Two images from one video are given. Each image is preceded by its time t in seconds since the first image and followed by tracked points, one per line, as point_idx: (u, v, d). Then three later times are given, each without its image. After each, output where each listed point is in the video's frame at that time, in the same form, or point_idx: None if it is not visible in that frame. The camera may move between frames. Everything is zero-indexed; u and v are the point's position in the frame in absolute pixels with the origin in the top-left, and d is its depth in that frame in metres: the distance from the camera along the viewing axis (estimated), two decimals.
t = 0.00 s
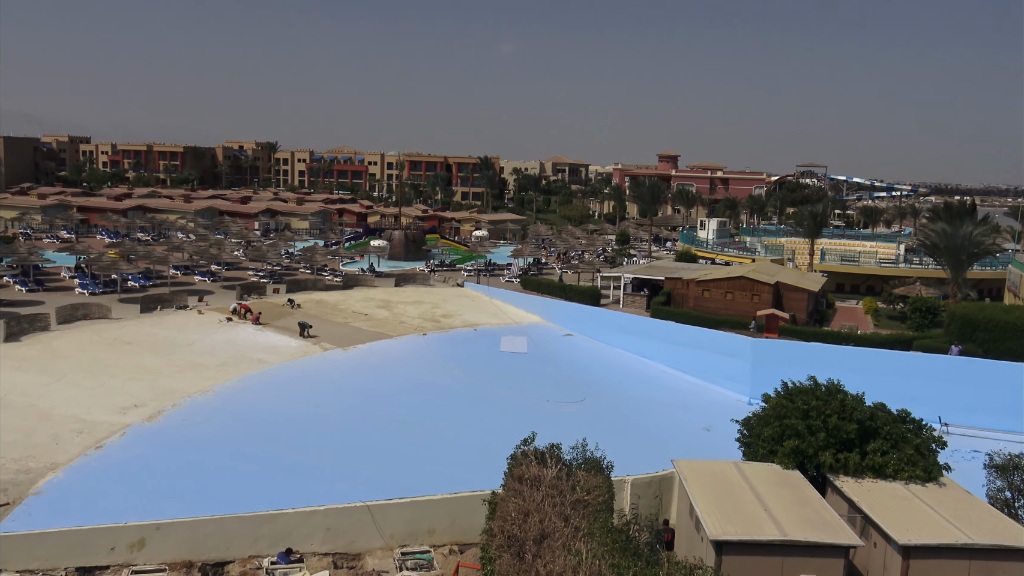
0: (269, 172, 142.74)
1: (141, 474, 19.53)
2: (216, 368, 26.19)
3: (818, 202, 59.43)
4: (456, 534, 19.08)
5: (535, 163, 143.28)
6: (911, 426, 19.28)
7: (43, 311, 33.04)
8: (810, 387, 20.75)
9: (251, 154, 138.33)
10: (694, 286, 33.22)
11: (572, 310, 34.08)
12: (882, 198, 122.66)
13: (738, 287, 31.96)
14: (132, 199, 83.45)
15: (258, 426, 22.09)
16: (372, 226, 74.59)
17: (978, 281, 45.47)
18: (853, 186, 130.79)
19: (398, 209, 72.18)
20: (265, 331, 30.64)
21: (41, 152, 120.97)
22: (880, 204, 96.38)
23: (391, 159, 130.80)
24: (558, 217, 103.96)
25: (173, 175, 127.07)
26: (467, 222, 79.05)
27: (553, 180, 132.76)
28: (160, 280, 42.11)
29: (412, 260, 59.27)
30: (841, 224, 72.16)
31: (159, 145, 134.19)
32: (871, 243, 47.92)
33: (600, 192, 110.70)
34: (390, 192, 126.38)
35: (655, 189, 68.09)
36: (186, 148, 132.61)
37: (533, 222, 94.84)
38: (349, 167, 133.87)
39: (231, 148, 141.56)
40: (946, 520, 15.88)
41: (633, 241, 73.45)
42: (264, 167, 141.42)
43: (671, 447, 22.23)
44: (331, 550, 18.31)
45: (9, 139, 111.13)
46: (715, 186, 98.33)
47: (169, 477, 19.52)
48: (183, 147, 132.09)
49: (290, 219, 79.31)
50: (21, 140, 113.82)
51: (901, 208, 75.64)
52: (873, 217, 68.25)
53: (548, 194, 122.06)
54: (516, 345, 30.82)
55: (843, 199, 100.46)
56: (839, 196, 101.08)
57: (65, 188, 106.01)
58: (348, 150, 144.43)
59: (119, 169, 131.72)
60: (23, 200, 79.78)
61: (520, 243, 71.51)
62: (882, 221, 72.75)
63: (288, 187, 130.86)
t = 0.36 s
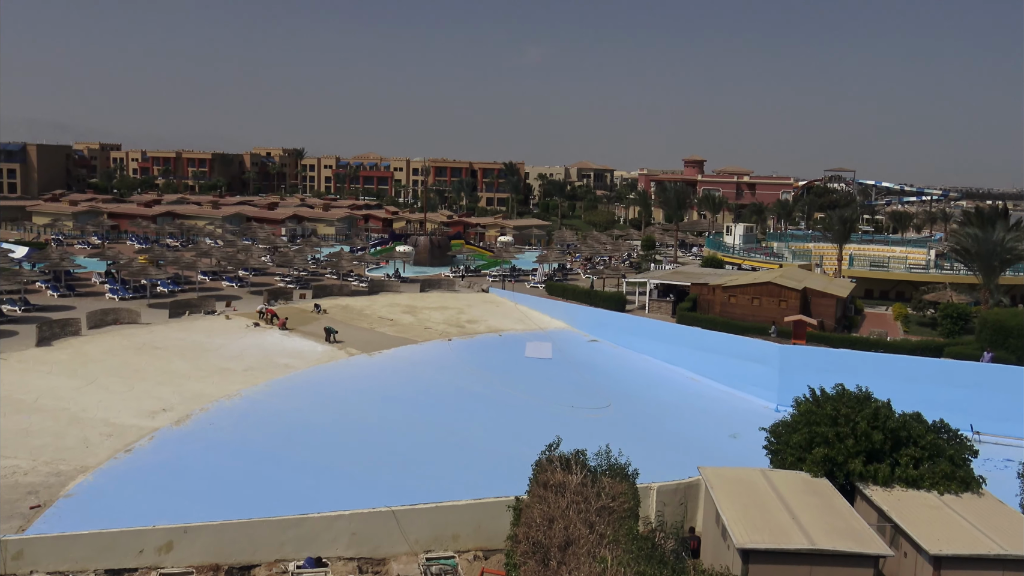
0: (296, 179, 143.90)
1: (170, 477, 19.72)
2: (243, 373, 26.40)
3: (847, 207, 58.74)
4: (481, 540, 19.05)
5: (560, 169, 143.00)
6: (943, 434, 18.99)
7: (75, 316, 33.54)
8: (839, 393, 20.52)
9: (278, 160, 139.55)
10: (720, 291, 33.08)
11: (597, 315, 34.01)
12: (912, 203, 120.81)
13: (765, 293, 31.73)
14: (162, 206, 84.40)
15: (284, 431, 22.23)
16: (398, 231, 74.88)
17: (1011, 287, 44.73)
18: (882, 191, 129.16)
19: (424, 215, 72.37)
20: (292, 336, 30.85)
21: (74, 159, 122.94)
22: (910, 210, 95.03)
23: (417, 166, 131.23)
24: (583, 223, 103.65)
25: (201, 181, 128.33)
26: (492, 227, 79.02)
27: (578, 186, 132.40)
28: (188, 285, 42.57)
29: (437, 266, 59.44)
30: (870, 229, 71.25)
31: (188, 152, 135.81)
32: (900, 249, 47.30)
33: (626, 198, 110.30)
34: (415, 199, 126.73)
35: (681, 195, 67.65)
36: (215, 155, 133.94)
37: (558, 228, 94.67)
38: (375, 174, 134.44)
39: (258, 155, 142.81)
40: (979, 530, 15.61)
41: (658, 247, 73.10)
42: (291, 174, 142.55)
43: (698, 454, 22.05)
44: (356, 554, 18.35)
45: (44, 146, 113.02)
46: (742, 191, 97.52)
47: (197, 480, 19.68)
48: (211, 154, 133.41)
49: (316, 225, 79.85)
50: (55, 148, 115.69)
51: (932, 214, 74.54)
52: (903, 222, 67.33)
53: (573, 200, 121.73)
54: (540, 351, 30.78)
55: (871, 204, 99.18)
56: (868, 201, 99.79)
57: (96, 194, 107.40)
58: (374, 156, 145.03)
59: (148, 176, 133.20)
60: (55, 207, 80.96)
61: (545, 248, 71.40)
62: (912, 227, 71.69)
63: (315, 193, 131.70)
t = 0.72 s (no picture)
0: (321, 184, 144.81)
1: (195, 479, 19.89)
2: (268, 375, 26.60)
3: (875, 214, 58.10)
4: (503, 546, 18.99)
5: (584, 175, 142.73)
6: (974, 445, 18.71)
7: (103, 318, 34.01)
8: (866, 403, 20.30)
9: (304, 165, 140.82)
10: (745, 298, 32.84)
11: (621, 321, 33.95)
12: (942, 209, 119.06)
13: (791, 300, 31.47)
14: (190, 210, 85.39)
15: (308, 434, 22.37)
16: (422, 236, 75.19)
17: None
18: (911, 198, 127.56)
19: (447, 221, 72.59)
20: (316, 340, 31.06)
21: (105, 164, 124.58)
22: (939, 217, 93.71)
23: (441, 171, 131.48)
24: (608, 228, 103.50)
25: (228, 186, 129.59)
26: (516, 233, 79.09)
27: (602, 191, 132.13)
28: (215, 289, 43.00)
29: (461, 271, 59.69)
30: (898, 237, 70.47)
31: (216, 157, 137.10)
32: (929, 257, 46.70)
33: (650, 203, 109.93)
34: (440, 204, 127.19)
35: (706, 201, 67.33)
36: (242, 160, 135.21)
37: (582, 233, 94.60)
38: (399, 179, 134.97)
39: (285, 160, 144.15)
40: (1010, 544, 15.34)
41: (682, 253, 72.82)
42: (317, 179, 143.60)
43: (723, 462, 21.88)
44: (378, 558, 18.37)
45: (75, 151, 114.57)
46: (768, 198, 96.77)
47: (221, 482, 19.83)
48: (238, 159, 134.72)
49: (341, 230, 80.41)
50: (87, 152, 117.32)
51: (961, 222, 73.51)
52: (932, 229, 66.44)
53: (597, 206, 121.47)
54: (564, 356, 30.78)
55: (900, 211, 97.96)
56: (896, 208, 98.59)
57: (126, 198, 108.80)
58: (398, 161, 145.69)
59: (177, 180, 134.70)
60: (86, 210, 82.18)
61: (569, 254, 71.26)
62: (941, 234, 70.74)
63: (340, 198, 132.61)
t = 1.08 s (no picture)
0: (348, 188, 145.43)
1: (223, 479, 20.07)
2: (295, 378, 26.78)
3: (905, 219, 57.38)
4: (528, 551, 18.92)
5: (611, 179, 142.15)
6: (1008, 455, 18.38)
7: (133, 320, 34.44)
8: (896, 411, 20.02)
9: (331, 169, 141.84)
10: (773, 303, 32.62)
11: (647, 326, 33.84)
12: (976, 213, 116.93)
13: (819, 305, 31.17)
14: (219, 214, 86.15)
15: (334, 436, 22.49)
16: (448, 240, 75.35)
17: None
18: (943, 202, 125.48)
19: (474, 225, 72.58)
20: (343, 343, 31.23)
21: (136, 168, 125.90)
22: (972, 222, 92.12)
23: (467, 175, 132.02)
24: (634, 233, 103.02)
25: (257, 190, 130.55)
26: (542, 237, 78.94)
27: (629, 196, 131.54)
28: (243, 292, 43.39)
29: (487, 275, 59.75)
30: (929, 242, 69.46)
31: (244, 161, 138.06)
32: (961, 262, 45.96)
33: (677, 208, 109.12)
34: (466, 208, 127.36)
35: (734, 205, 66.80)
36: (270, 164, 136.14)
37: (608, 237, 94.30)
38: (426, 183, 135.29)
39: (312, 164, 145.15)
40: None
41: (709, 258, 72.33)
42: (344, 183, 144.49)
43: (751, 469, 21.68)
44: (403, 561, 18.40)
45: (107, 155, 115.71)
46: (796, 202, 95.51)
47: (249, 483, 19.99)
48: (267, 163, 135.68)
49: (368, 233, 80.41)
50: (118, 157, 118.55)
51: (995, 227, 72.23)
52: (964, 234, 65.35)
53: (624, 210, 120.92)
54: (589, 361, 30.72)
55: (932, 216, 96.39)
56: (929, 213, 97.02)
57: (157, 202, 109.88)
58: (425, 165, 146.04)
59: (207, 184, 135.83)
60: (118, 214, 83.16)
61: (595, 258, 70.95)
62: (974, 240, 69.53)
63: (367, 202, 133.17)
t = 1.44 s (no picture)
0: (375, 191, 146.72)
1: (251, 480, 20.25)
2: (322, 380, 26.94)
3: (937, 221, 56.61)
4: (554, 554, 18.81)
5: (637, 182, 141.81)
6: None
7: (163, 322, 34.90)
8: (928, 415, 19.71)
9: (359, 173, 142.97)
10: (802, 307, 32.32)
11: (674, 330, 33.72)
12: (1012, 216, 114.84)
13: (850, 309, 30.84)
14: (249, 217, 87.11)
15: (360, 438, 22.59)
16: (475, 244, 75.57)
17: None
18: (976, 205, 123.58)
19: (500, 228, 72.71)
20: (369, 346, 31.42)
21: (167, 172, 127.41)
22: (1007, 225, 90.62)
23: (494, 178, 132.74)
24: (661, 236, 102.76)
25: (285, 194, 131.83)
26: (568, 240, 78.90)
27: (657, 199, 131.05)
28: (271, 294, 43.81)
29: (513, 278, 59.89)
30: (961, 245, 68.59)
31: (272, 165, 139.11)
32: (995, 266, 45.19)
33: (705, 211, 108.68)
34: (492, 211, 127.68)
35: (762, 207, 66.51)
36: (299, 168, 137.30)
37: (635, 240, 94.12)
38: (452, 187, 135.89)
39: (340, 167, 146.30)
40: None
41: (737, 261, 71.94)
42: (371, 186, 145.64)
43: (779, 474, 21.49)
44: (429, 564, 18.40)
45: (139, 160, 116.93)
46: (825, 205, 94.42)
47: (277, 484, 20.14)
48: (295, 166, 136.85)
49: (395, 236, 80.51)
50: (149, 161, 119.81)
51: None
52: (998, 237, 64.34)
53: (650, 213, 120.59)
54: (615, 364, 30.65)
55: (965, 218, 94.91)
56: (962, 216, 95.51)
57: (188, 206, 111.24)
58: (451, 168, 146.50)
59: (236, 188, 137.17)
60: (150, 218, 84.31)
61: (621, 261, 70.76)
62: (1009, 242, 68.38)
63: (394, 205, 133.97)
